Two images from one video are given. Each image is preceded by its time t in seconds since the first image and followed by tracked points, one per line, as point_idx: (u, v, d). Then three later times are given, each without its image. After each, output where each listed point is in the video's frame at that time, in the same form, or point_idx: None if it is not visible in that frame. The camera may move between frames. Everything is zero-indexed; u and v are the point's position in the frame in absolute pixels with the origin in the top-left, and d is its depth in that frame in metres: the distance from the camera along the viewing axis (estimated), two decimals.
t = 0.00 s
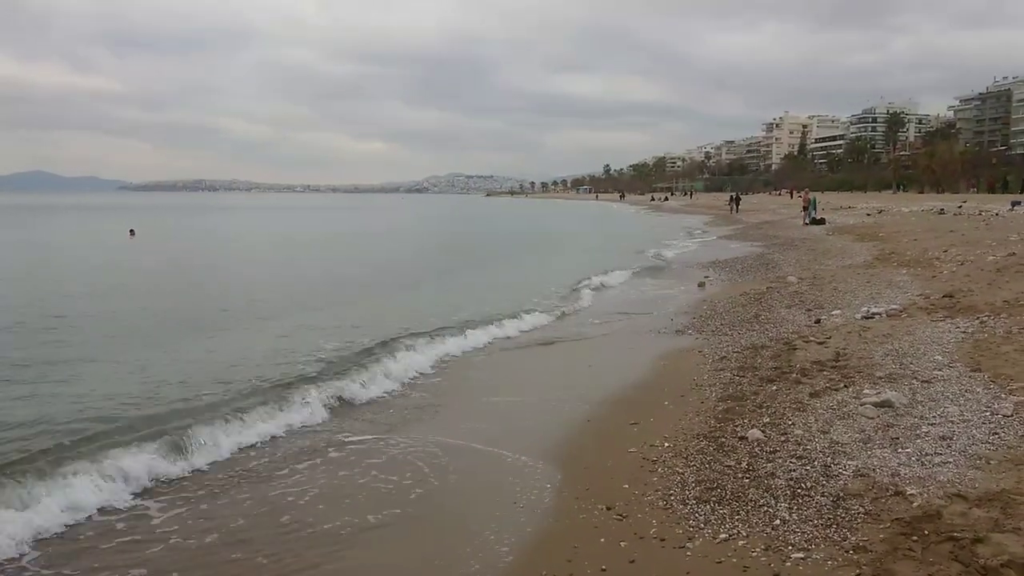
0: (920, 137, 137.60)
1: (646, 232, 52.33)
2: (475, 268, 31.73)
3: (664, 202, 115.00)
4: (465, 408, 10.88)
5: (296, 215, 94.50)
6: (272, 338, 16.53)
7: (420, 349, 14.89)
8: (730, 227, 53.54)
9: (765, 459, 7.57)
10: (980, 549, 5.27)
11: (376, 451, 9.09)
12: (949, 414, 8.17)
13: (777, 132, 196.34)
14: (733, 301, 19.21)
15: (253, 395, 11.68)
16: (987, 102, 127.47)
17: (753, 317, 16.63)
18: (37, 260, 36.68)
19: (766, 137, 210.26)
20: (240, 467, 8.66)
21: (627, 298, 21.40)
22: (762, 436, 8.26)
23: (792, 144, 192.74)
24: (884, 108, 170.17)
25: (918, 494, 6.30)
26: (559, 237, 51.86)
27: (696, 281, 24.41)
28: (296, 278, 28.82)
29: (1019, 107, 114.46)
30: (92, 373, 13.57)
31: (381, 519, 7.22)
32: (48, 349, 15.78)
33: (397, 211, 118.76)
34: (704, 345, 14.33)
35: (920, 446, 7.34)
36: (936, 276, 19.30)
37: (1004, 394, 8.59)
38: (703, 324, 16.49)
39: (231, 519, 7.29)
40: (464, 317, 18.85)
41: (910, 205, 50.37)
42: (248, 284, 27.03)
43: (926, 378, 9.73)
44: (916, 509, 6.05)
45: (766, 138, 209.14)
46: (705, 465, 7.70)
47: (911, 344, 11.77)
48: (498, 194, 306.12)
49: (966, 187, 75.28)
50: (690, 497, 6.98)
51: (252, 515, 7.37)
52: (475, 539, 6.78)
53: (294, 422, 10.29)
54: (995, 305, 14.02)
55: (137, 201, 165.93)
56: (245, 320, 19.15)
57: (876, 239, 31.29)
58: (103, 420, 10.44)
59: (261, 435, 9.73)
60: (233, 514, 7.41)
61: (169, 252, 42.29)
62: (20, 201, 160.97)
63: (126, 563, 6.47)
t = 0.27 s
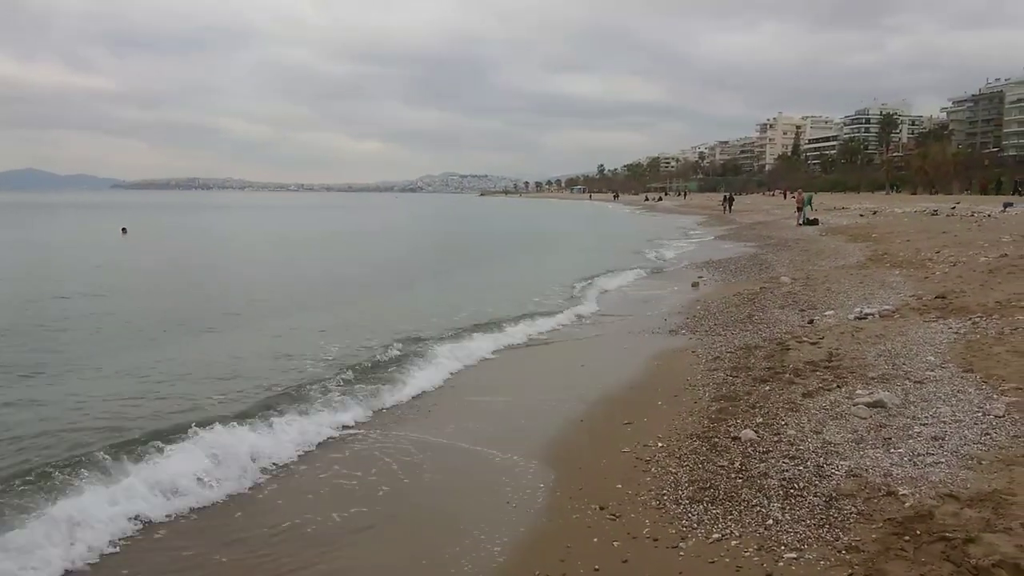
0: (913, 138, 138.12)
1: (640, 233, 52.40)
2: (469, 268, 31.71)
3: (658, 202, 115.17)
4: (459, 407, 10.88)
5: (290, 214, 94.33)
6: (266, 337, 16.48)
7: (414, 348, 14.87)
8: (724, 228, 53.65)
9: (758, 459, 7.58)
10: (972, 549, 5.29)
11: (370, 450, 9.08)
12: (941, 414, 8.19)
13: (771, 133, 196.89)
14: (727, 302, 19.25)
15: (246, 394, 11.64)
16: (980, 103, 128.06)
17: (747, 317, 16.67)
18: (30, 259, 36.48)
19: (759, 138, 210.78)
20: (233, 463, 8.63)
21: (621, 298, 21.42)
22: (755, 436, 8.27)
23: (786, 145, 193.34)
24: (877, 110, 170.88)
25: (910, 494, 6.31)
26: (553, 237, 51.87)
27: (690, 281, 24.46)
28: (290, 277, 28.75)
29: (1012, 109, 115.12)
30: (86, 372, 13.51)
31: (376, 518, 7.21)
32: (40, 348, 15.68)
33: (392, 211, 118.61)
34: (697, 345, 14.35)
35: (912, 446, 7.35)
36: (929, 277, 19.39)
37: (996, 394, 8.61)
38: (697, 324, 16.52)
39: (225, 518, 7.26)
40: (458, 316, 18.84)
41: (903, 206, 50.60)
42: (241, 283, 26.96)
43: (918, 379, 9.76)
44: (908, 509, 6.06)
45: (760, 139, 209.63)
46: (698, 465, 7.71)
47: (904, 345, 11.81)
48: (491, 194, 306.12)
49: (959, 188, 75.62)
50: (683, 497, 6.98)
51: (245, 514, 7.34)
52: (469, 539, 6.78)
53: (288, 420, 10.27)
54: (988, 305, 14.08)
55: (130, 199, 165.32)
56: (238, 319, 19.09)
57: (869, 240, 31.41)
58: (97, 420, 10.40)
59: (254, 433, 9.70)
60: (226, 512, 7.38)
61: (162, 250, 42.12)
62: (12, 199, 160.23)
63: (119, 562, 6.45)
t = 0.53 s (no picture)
0: (903, 138, 138.81)
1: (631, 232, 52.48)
2: (460, 267, 31.65)
3: (648, 202, 115.32)
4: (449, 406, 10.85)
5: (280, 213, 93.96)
6: (255, 337, 16.40)
7: (404, 348, 14.83)
8: (714, 227, 53.77)
9: (748, 458, 7.60)
10: (960, 547, 5.32)
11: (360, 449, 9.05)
12: (930, 414, 8.23)
13: (761, 133, 197.49)
14: (717, 301, 19.28)
15: (235, 394, 11.57)
16: (969, 104, 128.80)
17: (737, 317, 16.70)
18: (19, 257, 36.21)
19: (750, 138, 211.41)
20: (223, 463, 8.58)
21: (612, 298, 21.42)
22: (745, 435, 8.29)
23: (776, 145, 193.99)
24: (867, 111, 171.61)
25: (899, 493, 6.34)
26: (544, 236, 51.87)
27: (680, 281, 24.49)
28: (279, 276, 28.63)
29: (1001, 110, 115.85)
30: (74, 371, 13.42)
31: (365, 519, 7.18)
32: (27, 348, 15.56)
33: (383, 210, 118.16)
34: (687, 344, 14.38)
35: (901, 445, 7.39)
36: (917, 277, 19.48)
37: (984, 394, 8.66)
38: (687, 324, 16.55)
39: (214, 518, 7.22)
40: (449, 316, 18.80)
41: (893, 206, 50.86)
42: (231, 281, 26.83)
43: (907, 378, 9.81)
44: (896, 508, 6.09)
45: (750, 138, 210.24)
46: (688, 464, 7.72)
47: (893, 344, 11.87)
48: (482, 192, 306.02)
49: (947, 189, 76.05)
50: (673, 496, 6.99)
51: (235, 514, 7.30)
52: (459, 538, 6.76)
53: (278, 419, 10.22)
54: (976, 305, 14.16)
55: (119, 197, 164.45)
56: (228, 318, 19.01)
57: (858, 240, 31.54)
58: (85, 420, 10.32)
59: (244, 433, 9.64)
60: (216, 512, 7.34)
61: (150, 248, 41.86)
62: None
63: (107, 562, 6.40)
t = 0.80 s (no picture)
0: (889, 139, 139.66)
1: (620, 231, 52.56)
2: (448, 266, 31.62)
3: (637, 201, 115.52)
4: (442, 405, 10.82)
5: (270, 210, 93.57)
6: (243, 337, 16.31)
7: (394, 347, 14.77)
8: (703, 227, 53.93)
9: (736, 457, 7.62)
10: (946, 545, 5.35)
11: (346, 448, 9.03)
12: (916, 412, 8.29)
13: (749, 133, 198.25)
14: (706, 300, 19.34)
15: (225, 394, 11.50)
16: (955, 105, 129.73)
17: (725, 316, 16.74)
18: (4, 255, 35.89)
19: (738, 138, 212.21)
20: (208, 465, 8.50)
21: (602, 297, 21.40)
22: (733, 433, 8.32)
23: (764, 145, 194.78)
24: (854, 111, 172.54)
25: (885, 491, 6.38)
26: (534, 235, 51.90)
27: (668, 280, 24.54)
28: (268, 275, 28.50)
29: (986, 111, 116.75)
30: (61, 371, 13.31)
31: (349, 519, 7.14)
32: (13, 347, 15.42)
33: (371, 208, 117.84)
34: (676, 343, 14.41)
35: (888, 444, 7.43)
36: (904, 277, 19.60)
37: (970, 393, 8.72)
38: (676, 323, 16.59)
39: (199, 519, 7.15)
40: (438, 315, 18.76)
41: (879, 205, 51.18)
42: (220, 280, 26.70)
43: (894, 377, 9.87)
44: (883, 506, 6.12)
45: (738, 138, 211.02)
46: (676, 463, 7.74)
47: (880, 344, 11.94)
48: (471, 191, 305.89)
49: (933, 189, 76.58)
50: (661, 495, 7.01)
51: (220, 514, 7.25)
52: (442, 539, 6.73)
53: (266, 419, 10.16)
54: (962, 305, 14.25)
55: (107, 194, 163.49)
56: (216, 318, 18.90)
57: (845, 239, 31.71)
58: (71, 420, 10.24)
59: (230, 434, 9.56)
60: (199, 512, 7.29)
61: (137, 246, 41.62)
62: None
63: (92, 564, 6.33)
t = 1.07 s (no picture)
0: (876, 139, 140.48)
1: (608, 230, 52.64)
2: (437, 265, 31.58)
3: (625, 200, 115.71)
4: (427, 403, 10.79)
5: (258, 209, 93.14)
6: (231, 335, 16.24)
7: (382, 345, 14.72)
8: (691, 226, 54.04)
9: (724, 455, 7.65)
10: (932, 542, 5.39)
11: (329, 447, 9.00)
12: (902, 410, 8.34)
13: (738, 132, 198.95)
14: (694, 298, 19.40)
15: (209, 392, 11.42)
16: (941, 106, 130.63)
17: (713, 315, 16.77)
18: None
19: (726, 137, 212.90)
20: (198, 463, 8.45)
21: (590, 295, 21.42)
22: (721, 431, 8.34)
23: (753, 144, 195.55)
24: (841, 112, 173.45)
25: (872, 489, 6.42)
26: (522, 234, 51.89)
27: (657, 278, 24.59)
28: (256, 273, 28.38)
29: (972, 111, 117.62)
30: (47, 370, 13.20)
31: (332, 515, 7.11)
32: None
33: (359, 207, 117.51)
34: (664, 341, 14.44)
35: (875, 441, 7.48)
36: (891, 275, 19.72)
37: (956, 391, 8.78)
38: (664, 321, 16.64)
39: (184, 516, 7.09)
40: (426, 313, 18.71)
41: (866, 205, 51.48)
42: (207, 278, 26.55)
43: (881, 375, 9.92)
44: (870, 503, 6.16)
45: (727, 138, 211.71)
46: (664, 461, 7.76)
47: (867, 342, 12.01)
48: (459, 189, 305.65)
49: (920, 188, 77.09)
50: (650, 493, 7.03)
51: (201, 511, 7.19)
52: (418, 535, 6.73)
53: (252, 417, 10.09)
54: (948, 304, 14.34)
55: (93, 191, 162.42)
56: (203, 316, 18.79)
57: (832, 239, 31.86)
58: (59, 418, 10.15)
59: (219, 432, 9.50)
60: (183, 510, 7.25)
61: (123, 244, 41.35)
62: None
63: (75, 562, 6.27)
